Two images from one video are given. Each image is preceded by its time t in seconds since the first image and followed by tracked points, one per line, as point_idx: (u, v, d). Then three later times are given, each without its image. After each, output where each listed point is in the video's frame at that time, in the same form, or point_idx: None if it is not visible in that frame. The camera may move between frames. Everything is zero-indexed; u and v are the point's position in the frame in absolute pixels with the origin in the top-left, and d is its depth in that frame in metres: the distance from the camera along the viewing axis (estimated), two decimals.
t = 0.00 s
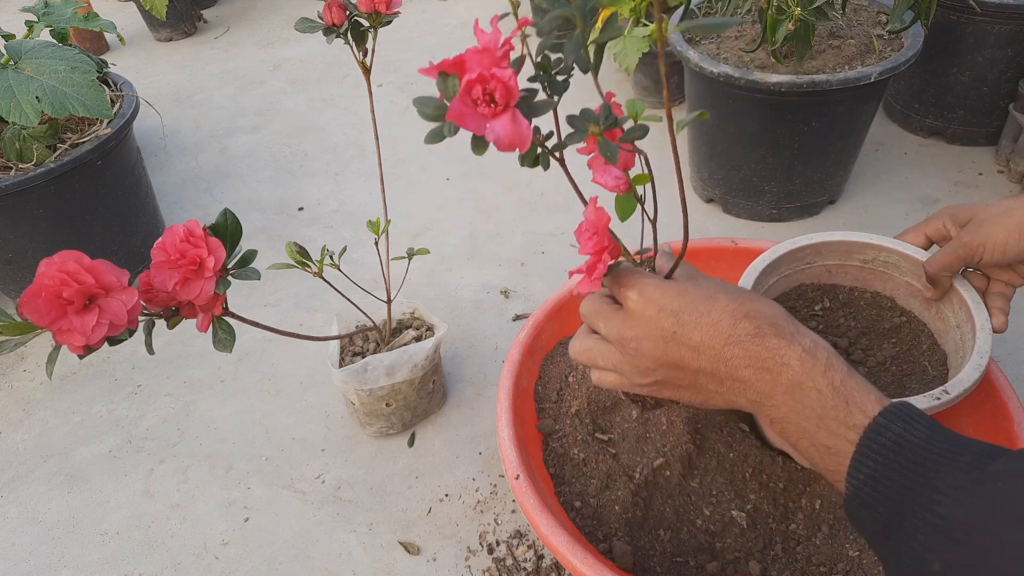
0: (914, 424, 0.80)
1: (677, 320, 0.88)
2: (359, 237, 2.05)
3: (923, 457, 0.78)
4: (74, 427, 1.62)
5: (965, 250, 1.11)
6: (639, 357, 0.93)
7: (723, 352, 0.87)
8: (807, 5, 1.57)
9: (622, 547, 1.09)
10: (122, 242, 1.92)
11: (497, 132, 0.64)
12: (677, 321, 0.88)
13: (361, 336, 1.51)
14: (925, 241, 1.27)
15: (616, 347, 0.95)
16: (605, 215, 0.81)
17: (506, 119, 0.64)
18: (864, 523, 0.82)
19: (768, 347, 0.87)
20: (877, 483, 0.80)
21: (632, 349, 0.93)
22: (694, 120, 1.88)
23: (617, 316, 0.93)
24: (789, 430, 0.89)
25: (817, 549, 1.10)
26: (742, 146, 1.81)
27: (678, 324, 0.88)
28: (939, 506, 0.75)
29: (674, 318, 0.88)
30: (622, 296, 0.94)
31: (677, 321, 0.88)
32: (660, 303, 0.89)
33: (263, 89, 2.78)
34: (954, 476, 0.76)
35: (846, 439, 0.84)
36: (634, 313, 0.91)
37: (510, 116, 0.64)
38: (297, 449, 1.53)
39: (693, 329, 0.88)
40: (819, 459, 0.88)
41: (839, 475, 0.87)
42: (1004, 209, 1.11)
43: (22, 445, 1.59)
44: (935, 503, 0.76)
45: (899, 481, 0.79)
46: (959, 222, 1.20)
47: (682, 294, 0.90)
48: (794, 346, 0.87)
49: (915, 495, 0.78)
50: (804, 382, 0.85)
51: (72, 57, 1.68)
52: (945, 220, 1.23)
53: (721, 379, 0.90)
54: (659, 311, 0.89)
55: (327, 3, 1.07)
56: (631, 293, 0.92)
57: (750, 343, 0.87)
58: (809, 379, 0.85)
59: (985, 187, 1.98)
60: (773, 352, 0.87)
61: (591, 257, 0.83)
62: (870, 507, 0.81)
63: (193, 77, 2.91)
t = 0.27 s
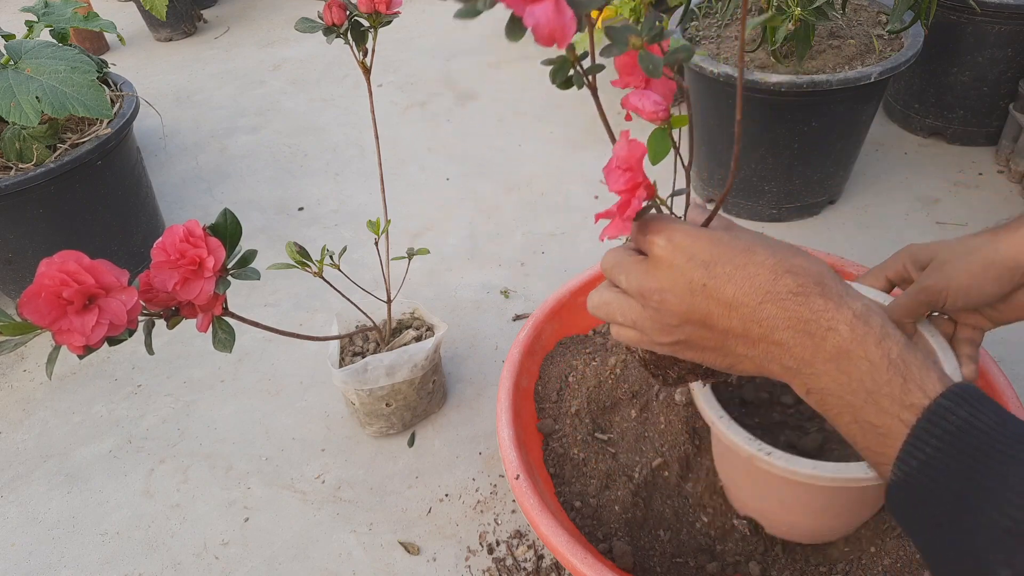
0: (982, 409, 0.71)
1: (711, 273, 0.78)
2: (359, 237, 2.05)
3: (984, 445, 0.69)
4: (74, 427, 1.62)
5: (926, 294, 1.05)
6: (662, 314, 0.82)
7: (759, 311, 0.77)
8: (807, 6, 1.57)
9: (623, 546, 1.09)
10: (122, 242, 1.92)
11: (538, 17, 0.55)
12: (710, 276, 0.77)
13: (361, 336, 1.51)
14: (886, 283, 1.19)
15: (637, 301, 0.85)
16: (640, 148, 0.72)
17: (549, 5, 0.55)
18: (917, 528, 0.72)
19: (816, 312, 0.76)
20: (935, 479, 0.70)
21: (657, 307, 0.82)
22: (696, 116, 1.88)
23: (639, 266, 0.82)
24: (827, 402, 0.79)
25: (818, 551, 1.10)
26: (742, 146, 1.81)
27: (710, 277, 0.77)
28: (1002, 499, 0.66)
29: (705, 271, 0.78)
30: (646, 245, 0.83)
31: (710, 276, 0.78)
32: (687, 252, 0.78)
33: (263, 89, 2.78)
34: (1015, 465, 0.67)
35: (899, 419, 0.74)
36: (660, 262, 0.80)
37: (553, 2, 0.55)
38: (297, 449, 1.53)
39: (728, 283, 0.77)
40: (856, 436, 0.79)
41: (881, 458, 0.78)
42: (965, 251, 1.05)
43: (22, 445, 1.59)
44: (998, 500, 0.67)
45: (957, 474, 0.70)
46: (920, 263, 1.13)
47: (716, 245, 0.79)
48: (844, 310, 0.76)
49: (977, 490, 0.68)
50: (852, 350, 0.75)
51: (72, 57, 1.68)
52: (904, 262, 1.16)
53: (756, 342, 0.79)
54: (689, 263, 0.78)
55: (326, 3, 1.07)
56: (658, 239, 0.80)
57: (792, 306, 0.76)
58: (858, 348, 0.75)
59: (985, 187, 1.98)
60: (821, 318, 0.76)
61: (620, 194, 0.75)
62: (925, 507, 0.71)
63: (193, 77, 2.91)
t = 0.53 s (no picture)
0: None
1: (742, 288, 0.79)
2: (359, 237, 2.05)
3: None
4: (74, 427, 1.62)
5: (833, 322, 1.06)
6: (692, 327, 0.83)
7: (791, 328, 0.77)
8: (807, 6, 1.57)
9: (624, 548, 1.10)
10: (122, 242, 1.92)
11: (560, 30, 0.52)
12: (742, 290, 0.79)
13: (361, 336, 1.51)
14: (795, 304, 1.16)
15: (667, 314, 0.86)
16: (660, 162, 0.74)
17: (573, 18, 0.53)
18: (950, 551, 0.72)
19: (850, 330, 0.74)
20: (973, 510, 0.69)
21: (686, 319, 0.83)
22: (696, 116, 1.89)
23: (672, 278, 0.84)
24: (862, 425, 0.76)
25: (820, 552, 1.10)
26: (742, 146, 1.81)
27: (740, 291, 0.79)
28: None
29: (737, 285, 0.79)
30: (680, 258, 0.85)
31: (742, 291, 0.79)
32: (719, 264, 0.80)
33: (263, 89, 2.78)
34: None
35: (937, 444, 0.71)
36: (694, 274, 0.82)
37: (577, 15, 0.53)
38: (297, 449, 1.53)
39: (760, 299, 0.78)
40: (893, 463, 0.75)
41: (920, 488, 0.74)
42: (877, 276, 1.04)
43: (22, 444, 1.59)
44: None
45: (995, 502, 0.68)
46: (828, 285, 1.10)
47: (752, 261, 0.80)
48: (881, 330, 0.74)
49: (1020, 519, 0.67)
50: (889, 371, 0.72)
51: (73, 57, 1.68)
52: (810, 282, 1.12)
53: (785, 359, 0.79)
54: (721, 277, 0.80)
55: (326, 3, 1.07)
56: (691, 251, 0.82)
57: (827, 322, 0.75)
58: (896, 369, 0.72)
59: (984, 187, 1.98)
60: (856, 335, 0.74)
61: (642, 210, 0.77)
62: (961, 537, 0.70)
63: (193, 77, 2.91)
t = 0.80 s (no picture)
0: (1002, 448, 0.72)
1: (757, 329, 0.78)
2: (360, 237, 2.06)
3: (1010, 483, 0.70)
4: (75, 427, 1.62)
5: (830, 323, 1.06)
6: (709, 364, 0.84)
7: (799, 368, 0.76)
8: (806, 6, 1.57)
9: (623, 548, 1.10)
10: (122, 242, 1.92)
11: (607, 87, 0.62)
12: (756, 331, 0.78)
13: (361, 336, 1.51)
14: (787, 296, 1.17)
15: (687, 351, 0.86)
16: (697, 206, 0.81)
17: (618, 77, 0.62)
18: (940, 555, 0.75)
19: (850, 366, 0.75)
20: (961, 514, 0.72)
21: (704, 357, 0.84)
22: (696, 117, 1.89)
23: (691, 319, 0.85)
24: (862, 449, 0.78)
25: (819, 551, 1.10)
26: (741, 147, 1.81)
27: (754, 331, 0.78)
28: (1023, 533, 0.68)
29: (752, 325, 0.79)
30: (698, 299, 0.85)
31: (756, 332, 0.78)
32: (736, 306, 0.80)
33: (264, 90, 2.79)
34: None
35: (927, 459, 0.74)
36: (711, 315, 0.82)
37: (622, 75, 0.62)
38: (298, 448, 1.53)
39: (771, 338, 0.77)
40: (888, 478, 0.77)
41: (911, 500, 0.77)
42: (867, 276, 1.05)
43: (23, 444, 1.60)
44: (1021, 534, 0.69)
45: (984, 510, 0.71)
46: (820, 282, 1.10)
47: (765, 302, 0.80)
48: (878, 364, 0.75)
49: (1009, 528, 0.70)
50: (886, 401, 0.74)
51: (74, 58, 1.69)
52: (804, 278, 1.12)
53: (797, 394, 0.79)
54: (736, 318, 0.80)
55: (327, 4, 1.07)
56: (708, 294, 0.83)
57: (833, 362, 0.75)
58: (892, 400, 0.74)
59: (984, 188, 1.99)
60: (855, 370, 0.75)
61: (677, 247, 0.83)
62: (949, 540, 0.73)
63: (194, 78, 2.92)
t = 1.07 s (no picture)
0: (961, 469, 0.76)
1: (752, 387, 0.85)
2: (360, 237, 2.06)
3: (978, 501, 0.74)
4: (75, 426, 1.62)
5: (836, 318, 1.06)
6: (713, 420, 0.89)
7: (788, 419, 0.82)
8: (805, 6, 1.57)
9: (623, 548, 1.10)
10: (122, 242, 1.92)
11: (613, 195, 0.69)
12: (752, 387, 0.85)
13: (361, 336, 1.51)
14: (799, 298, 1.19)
15: (695, 409, 0.92)
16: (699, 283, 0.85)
17: (623, 186, 0.69)
18: (912, 575, 0.77)
19: (832, 414, 0.81)
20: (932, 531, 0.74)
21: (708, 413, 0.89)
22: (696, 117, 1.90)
23: (696, 378, 0.91)
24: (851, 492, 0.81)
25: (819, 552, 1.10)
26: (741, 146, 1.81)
27: (750, 388, 0.85)
28: (987, 544, 0.71)
29: (747, 384, 0.85)
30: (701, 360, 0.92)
31: (751, 389, 0.85)
32: (735, 366, 0.87)
33: (264, 89, 2.79)
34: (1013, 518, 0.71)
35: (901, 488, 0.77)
36: (712, 377, 0.89)
37: (627, 184, 0.70)
38: (298, 448, 1.53)
39: (765, 394, 0.84)
40: (870, 511, 0.80)
41: (889, 527, 0.79)
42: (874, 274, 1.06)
43: (23, 444, 1.60)
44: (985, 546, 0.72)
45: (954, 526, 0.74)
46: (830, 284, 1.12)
47: (760, 363, 0.86)
48: (856, 411, 0.81)
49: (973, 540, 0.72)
50: (865, 443, 0.79)
51: (74, 58, 1.69)
52: (815, 281, 1.15)
53: (790, 445, 0.84)
54: (734, 378, 0.87)
55: (327, 4, 1.07)
56: (710, 355, 0.90)
57: (816, 412, 0.81)
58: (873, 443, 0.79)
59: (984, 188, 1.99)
60: (835, 419, 0.80)
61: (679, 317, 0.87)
62: (920, 559, 0.75)
63: (194, 77, 2.92)
